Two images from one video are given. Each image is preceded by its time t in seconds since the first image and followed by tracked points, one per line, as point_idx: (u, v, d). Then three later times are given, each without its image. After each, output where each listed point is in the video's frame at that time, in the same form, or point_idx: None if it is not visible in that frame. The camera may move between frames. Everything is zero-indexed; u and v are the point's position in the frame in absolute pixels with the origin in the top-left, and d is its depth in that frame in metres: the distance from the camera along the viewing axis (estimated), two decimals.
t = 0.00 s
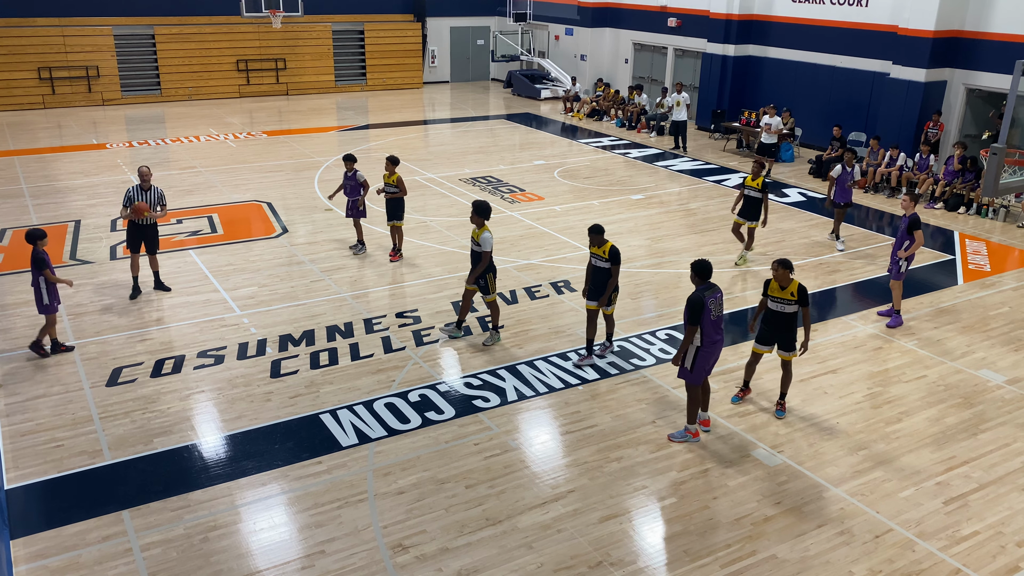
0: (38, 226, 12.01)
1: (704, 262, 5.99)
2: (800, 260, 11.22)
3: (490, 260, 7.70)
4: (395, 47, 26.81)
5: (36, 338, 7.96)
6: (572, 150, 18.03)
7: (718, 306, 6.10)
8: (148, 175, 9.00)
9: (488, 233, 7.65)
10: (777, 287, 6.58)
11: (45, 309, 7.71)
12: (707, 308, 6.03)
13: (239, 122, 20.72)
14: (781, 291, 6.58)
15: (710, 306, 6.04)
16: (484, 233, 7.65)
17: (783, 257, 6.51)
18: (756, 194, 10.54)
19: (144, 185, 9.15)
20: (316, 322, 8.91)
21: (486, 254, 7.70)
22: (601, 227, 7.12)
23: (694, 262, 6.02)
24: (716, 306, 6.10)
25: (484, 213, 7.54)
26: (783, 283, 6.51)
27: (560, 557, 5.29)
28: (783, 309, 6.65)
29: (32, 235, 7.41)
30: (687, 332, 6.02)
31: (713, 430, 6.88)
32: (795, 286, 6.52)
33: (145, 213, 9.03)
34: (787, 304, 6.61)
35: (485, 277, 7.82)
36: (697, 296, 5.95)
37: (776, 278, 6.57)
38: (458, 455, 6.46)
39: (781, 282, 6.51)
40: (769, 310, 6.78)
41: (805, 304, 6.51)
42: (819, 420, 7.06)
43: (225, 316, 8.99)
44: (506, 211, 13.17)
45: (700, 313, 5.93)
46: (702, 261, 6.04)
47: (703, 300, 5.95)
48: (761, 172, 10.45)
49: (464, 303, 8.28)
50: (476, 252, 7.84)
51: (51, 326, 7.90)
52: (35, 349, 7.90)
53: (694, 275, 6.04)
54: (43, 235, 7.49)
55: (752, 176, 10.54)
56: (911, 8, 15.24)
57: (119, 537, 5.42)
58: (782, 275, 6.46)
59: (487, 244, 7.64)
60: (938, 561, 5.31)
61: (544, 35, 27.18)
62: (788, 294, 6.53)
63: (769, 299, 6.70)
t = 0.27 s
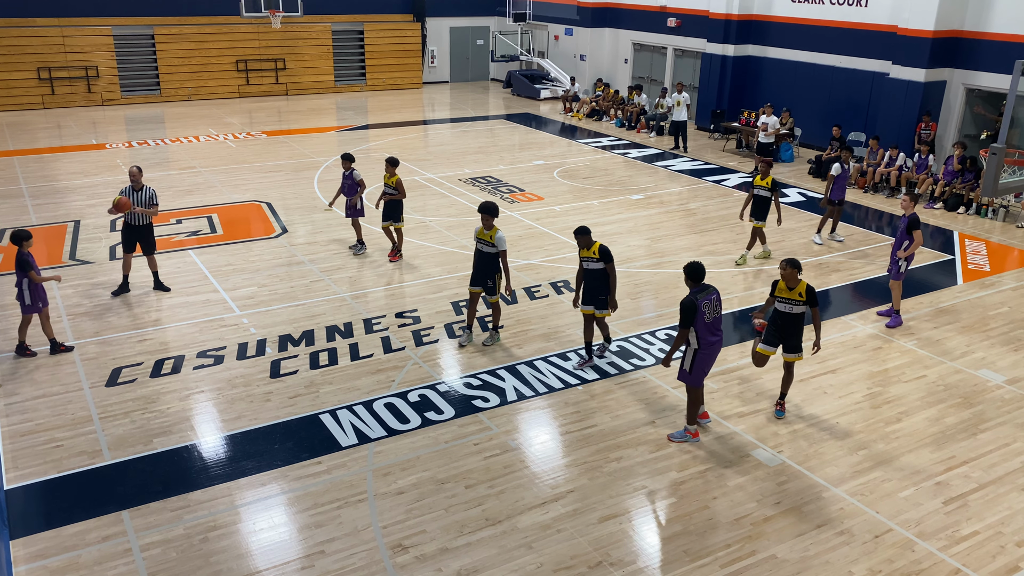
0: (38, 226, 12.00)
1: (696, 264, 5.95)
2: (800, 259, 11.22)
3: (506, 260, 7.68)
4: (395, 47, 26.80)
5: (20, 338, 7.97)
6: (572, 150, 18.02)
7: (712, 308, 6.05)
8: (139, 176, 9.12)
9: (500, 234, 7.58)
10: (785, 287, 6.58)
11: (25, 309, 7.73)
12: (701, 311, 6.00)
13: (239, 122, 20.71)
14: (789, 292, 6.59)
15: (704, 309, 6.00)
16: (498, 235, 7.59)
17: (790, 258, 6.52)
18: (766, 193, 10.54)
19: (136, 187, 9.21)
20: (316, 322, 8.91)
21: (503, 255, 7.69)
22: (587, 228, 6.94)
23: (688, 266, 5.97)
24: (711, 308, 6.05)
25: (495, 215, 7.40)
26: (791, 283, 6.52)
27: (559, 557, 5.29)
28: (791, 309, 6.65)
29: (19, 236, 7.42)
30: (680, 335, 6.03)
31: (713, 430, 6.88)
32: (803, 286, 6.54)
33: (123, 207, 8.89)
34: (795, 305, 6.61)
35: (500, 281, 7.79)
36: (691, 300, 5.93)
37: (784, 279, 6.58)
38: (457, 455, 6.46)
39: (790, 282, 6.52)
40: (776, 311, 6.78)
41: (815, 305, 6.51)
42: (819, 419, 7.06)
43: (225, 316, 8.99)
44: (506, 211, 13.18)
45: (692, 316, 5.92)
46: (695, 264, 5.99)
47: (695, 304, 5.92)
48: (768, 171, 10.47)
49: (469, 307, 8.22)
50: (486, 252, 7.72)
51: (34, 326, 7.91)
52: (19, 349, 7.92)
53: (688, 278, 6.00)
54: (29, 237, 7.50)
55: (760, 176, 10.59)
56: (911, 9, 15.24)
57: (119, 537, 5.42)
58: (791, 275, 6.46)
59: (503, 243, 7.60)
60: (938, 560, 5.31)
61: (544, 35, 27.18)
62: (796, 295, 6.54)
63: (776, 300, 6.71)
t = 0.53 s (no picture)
0: (38, 226, 12.00)
1: (699, 262, 5.93)
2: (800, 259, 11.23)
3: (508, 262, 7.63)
4: (394, 47, 26.80)
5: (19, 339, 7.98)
6: (572, 150, 18.02)
7: (714, 306, 6.05)
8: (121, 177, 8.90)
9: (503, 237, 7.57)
10: (789, 288, 6.58)
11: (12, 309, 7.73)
12: (703, 308, 5.99)
13: (239, 122, 20.72)
14: (793, 293, 6.58)
15: (707, 306, 6.00)
16: (500, 237, 7.57)
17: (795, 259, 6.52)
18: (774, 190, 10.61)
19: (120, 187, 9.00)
20: (316, 322, 8.91)
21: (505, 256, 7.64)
22: (582, 231, 6.96)
23: (690, 262, 5.95)
24: (712, 306, 6.06)
25: (496, 217, 7.35)
26: (795, 285, 6.52)
27: (559, 557, 5.28)
28: (794, 311, 6.64)
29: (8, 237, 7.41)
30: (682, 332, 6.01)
31: (713, 429, 6.88)
32: (807, 288, 6.53)
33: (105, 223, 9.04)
34: (798, 307, 6.60)
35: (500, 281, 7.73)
36: (693, 297, 5.92)
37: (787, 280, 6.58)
38: (457, 455, 6.46)
39: (793, 284, 6.51)
40: (779, 313, 6.78)
41: (818, 308, 6.50)
42: (819, 419, 7.06)
43: (225, 316, 8.99)
44: (506, 211, 13.18)
45: (696, 313, 5.91)
46: (697, 261, 5.98)
47: (699, 299, 5.92)
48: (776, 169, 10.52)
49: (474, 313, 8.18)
50: (486, 255, 7.67)
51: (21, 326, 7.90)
52: (19, 349, 7.93)
53: (689, 275, 5.97)
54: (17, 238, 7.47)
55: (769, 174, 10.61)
56: (911, 8, 15.24)
57: (119, 537, 5.41)
58: (796, 277, 6.46)
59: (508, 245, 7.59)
60: (938, 560, 5.31)
61: (544, 35, 27.18)
62: (798, 296, 6.54)
63: (780, 301, 6.69)
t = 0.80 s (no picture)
0: (38, 226, 12.00)
1: (700, 258, 5.99)
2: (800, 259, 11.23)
3: (503, 267, 7.52)
4: (395, 47, 26.80)
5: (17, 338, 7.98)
6: (572, 150, 18.02)
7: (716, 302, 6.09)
8: (105, 179, 8.89)
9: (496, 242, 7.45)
10: (786, 287, 6.60)
11: (11, 307, 7.78)
12: (707, 304, 6.01)
13: (239, 122, 20.72)
14: (790, 292, 6.60)
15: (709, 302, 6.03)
16: (494, 242, 7.46)
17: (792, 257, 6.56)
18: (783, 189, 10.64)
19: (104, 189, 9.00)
20: (316, 322, 8.91)
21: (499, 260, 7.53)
22: (580, 237, 6.80)
23: (693, 258, 6.00)
24: (714, 302, 6.10)
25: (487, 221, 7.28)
26: (792, 283, 6.53)
27: (559, 557, 5.29)
28: (791, 310, 6.65)
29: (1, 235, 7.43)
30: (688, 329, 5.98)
31: (713, 429, 6.87)
32: (804, 286, 6.54)
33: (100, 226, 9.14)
34: (795, 305, 6.61)
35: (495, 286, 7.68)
36: (697, 292, 5.94)
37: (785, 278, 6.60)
38: (457, 455, 6.46)
39: (790, 282, 6.53)
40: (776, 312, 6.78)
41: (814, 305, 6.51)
42: (818, 419, 7.06)
43: (225, 316, 8.99)
44: (506, 211, 13.18)
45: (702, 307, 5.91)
46: (698, 258, 6.03)
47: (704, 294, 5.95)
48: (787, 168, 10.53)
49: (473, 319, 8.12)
50: (478, 259, 7.56)
51: (16, 324, 7.91)
52: (19, 348, 7.94)
53: (690, 272, 6.02)
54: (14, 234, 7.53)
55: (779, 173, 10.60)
56: (911, 8, 15.24)
57: (119, 537, 5.42)
58: (793, 274, 6.49)
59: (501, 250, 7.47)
60: (938, 560, 5.31)
61: (544, 35, 27.16)
62: (795, 294, 6.55)
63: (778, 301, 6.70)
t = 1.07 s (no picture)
0: (38, 226, 12.01)
1: (699, 259, 5.98)
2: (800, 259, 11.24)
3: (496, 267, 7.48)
4: (395, 47, 26.79)
5: (19, 338, 7.99)
6: (572, 150, 18.02)
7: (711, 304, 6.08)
8: (93, 182, 8.89)
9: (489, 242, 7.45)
10: (779, 285, 6.57)
11: (8, 305, 7.74)
12: (703, 306, 6.01)
13: (239, 122, 20.72)
14: (783, 290, 6.57)
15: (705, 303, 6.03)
16: (485, 242, 7.46)
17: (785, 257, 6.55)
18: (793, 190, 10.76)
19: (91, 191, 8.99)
20: (316, 322, 8.91)
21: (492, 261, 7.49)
22: (578, 240, 6.67)
23: (691, 259, 5.99)
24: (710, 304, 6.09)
25: (480, 222, 7.26)
26: (785, 282, 6.51)
27: (559, 557, 5.29)
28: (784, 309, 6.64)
29: None
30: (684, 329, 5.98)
31: (713, 430, 6.87)
32: (797, 285, 6.52)
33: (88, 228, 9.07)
34: (788, 304, 6.60)
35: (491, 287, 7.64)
36: (694, 293, 5.94)
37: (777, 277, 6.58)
38: (457, 455, 6.46)
39: (784, 280, 6.50)
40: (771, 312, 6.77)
41: (806, 305, 6.51)
42: (819, 419, 7.06)
43: (225, 316, 8.99)
44: (506, 211, 13.19)
45: (698, 307, 5.91)
46: (697, 259, 6.02)
47: (700, 295, 5.94)
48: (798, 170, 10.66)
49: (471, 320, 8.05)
50: (470, 260, 7.55)
51: (16, 323, 7.91)
52: (21, 348, 7.95)
53: (689, 273, 6.01)
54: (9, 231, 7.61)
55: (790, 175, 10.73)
56: (911, 8, 15.24)
57: (119, 537, 5.42)
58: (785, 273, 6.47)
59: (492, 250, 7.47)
60: (938, 560, 5.31)
61: (544, 34, 27.13)
62: (787, 293, 6.54)
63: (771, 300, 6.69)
